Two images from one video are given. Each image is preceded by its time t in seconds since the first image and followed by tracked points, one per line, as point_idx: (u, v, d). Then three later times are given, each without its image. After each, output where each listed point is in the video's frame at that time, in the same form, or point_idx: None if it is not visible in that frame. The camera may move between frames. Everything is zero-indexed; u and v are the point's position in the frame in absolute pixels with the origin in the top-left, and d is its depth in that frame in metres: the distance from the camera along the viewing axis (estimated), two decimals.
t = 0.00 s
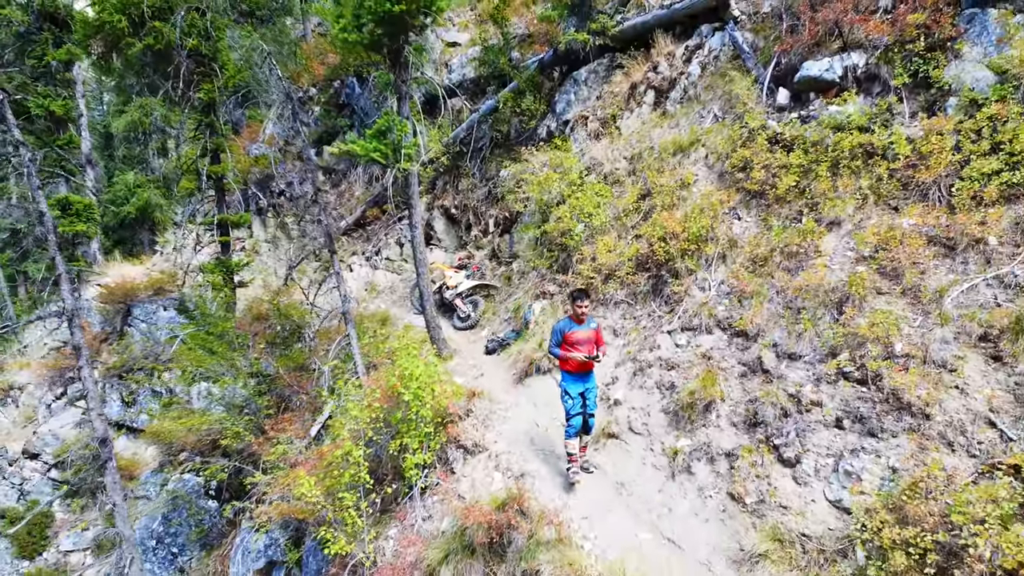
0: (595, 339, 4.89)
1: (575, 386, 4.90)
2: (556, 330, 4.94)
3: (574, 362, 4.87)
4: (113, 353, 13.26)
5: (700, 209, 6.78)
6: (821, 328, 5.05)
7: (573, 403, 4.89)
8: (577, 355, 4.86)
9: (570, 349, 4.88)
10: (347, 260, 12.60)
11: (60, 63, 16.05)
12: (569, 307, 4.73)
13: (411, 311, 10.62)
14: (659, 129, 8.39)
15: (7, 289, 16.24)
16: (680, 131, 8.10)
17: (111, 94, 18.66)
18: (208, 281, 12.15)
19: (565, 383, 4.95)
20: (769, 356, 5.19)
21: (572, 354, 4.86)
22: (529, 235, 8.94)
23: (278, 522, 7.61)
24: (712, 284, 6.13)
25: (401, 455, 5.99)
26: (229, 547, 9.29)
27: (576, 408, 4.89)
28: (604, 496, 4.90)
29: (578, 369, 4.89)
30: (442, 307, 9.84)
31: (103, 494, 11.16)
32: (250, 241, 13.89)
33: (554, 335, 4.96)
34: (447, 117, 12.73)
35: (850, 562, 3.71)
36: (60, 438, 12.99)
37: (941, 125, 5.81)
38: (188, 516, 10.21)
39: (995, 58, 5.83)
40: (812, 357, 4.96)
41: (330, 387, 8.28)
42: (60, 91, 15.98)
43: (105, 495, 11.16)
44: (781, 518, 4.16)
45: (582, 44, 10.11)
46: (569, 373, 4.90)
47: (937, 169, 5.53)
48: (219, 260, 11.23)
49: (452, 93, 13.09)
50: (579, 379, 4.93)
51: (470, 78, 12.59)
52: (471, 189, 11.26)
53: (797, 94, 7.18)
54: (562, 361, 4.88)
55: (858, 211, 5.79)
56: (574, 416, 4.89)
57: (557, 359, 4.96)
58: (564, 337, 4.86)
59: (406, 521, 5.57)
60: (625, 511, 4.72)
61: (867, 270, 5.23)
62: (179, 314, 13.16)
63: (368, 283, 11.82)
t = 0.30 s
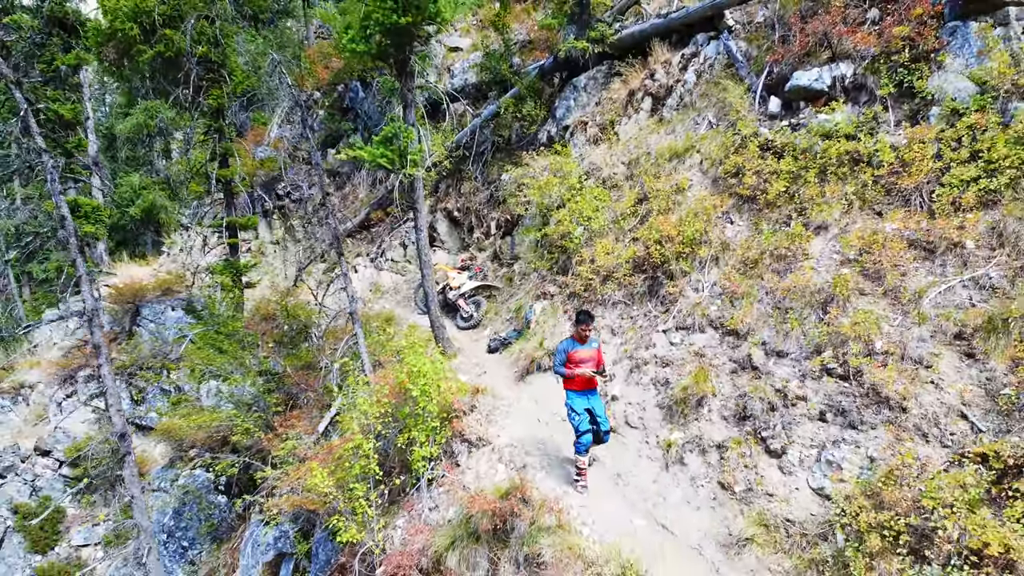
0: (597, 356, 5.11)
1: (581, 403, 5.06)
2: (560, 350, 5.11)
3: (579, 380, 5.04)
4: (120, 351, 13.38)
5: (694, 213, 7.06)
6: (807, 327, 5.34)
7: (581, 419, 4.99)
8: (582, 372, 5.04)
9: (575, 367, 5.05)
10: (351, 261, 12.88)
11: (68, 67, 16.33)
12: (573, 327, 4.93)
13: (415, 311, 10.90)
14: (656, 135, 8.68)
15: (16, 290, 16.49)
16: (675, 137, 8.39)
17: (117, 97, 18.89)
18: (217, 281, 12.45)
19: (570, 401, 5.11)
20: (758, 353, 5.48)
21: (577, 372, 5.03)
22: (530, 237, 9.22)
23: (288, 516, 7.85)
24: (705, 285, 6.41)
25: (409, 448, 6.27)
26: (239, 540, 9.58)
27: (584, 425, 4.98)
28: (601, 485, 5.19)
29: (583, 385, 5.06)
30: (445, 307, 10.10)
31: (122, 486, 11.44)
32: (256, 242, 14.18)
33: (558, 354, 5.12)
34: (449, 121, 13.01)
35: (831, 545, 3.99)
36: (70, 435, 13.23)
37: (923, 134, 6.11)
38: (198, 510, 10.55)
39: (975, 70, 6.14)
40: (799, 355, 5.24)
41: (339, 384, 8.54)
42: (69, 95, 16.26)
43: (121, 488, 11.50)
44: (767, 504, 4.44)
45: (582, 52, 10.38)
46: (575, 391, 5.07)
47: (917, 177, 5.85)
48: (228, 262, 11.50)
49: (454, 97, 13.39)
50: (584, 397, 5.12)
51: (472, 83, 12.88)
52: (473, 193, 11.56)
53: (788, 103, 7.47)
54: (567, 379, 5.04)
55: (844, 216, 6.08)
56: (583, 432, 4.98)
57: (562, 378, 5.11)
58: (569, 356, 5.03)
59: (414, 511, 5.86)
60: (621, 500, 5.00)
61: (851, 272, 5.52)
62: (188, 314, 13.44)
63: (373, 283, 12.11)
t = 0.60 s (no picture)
0: (605, 355, 5.17)
1: (587, 402, 5.14)
2: (568, 349, 5.19)
3: (586, 379, 5.13)
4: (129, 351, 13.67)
5: (689, 217, 7.35)
6: (793, 325, 5.64)
7: (586, 419, 5.10)
8: (589, 371, 5.12)
9: (582, 366, 5.14)
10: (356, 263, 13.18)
11: (76, 72, 16.62)
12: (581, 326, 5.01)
13: (419, 311, 11.19)
14: (653, 140, 8.96)
15: (26, 290, 16.80)
16: (671, 142, 8.67)
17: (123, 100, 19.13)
18: (225, 282, 12.75)
19: (577, 399, 5.19)
20: (747, 351, 5.77)
21: (584, 371, 5.12)
22: (530, 239, 9.50)
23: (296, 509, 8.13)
24: (699, 286, 6.69)
25: (416, 442, 6.54)
26: (247, 534, 9.87)
27: (590, 424, 5.10)
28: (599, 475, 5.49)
29: (589, 384, 5.15)
30: (448, 307, 10.39)
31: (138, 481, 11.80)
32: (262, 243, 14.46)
33: (566, 353, 5.22)
34: (451, 125, 13.31)
35: (813, 529, 4.27)
36: (81, 433, 13.56)
37: (907, 142, 6.41)
38: (208, 504, 10.85)
39: (957, 79, 6.42)
40: (786, 352, 5.53)
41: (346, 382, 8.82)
42: (77, 98, 16.55)
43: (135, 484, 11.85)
44: (754, 492, 4.72)
45: (581, 59, 10.68)
46: (581, 389, 5.16)
47: (900, 183, 6.15)
48: (236, 263, 11.78)
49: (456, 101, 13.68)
50: (590, 396, 5.19)
51: (474, 88, 13.15)
52: (475, 196, 11.87)
53: (780, 110, 7.75)
54: (574, 378, 5.14)
55: (830, 220, 6.37)
56: (587, 431, 5.10)
57: (570, 377, 5.22)
58: (576, 355, 5.11)
59: (420, 502, 6.15)
60: (618, 490, 5.28)
61: (837, 274, 5.81)
62: (195, 315, 13.73)
63: (377, 284, 12.41)
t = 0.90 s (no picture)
0: (614, 361, 5.25)
1: (595, 406, 5.24)
2: (578, 354, 5.28)
3: (595, 384, 5.21)
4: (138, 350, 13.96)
5: (683, 220, 7.63)
6: (780, 324, 5.94)
7: (594, 422, 5.24)
8: (598, 376, 5.21)
9: (592, 371, 5.22)
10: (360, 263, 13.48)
11: (84, 75, 16.90)
12: (591, 332, 5.09)
13: (422, 311, 11.49)
14: (649, 146, 9.25)
15: (35, 290, 17.09)
16: (667, 147, 8.96)
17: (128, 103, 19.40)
18: (233, 283, 13.05)
19: (585, 403, 5.29)
20: (737, 348, 6.06)
21: (593, 376, 5.20)
22: (531, 241, 9.78)
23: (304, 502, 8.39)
24: (691, 286, 6.98)
25: (420, 435, 6.83)
26: (255, 528, 10.16)
27: (598, 427, 5.25)
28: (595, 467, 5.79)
29: (598, 389, 5.23)
30: (450, 307, 10.69)
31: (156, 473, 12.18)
32: (267, 245, 14.74)
33: (576, 358, 5.30)
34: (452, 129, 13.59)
35: (795, 515, 4.56)
36: (90, 430, 13.82)
37: (891, 149, 6.71)
38: (216, 499, 11.17)
39: (940, 88, 6.71)
40: (773, 349, 5.82)
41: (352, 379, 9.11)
42: (85, 102, 16.85)
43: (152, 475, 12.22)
44: (742, 482, 5.00)
45: (580, 66, 10.97)
46: (590, 394, 5.24)
47: (883, 189, 6.46)
48: (243, 264, 12.07)
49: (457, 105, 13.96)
50: (599, 401, 5.28)
51: (475, 92, 13.44)
52: (477, 198, 12.18)
53: (770, 117, 8.04)
54: (584, 383, 5.22)
55: (817, 223, 6.67)
56: (595, 433, 5.27)
57: (579, 381, 5.29)
58: (586, 360, 5.20)
59: (425, 492, 6.44)
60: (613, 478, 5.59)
61: (822, 275, 6.10)
62: (202, 314, 14.03)
63: (380, 284, 12.71)
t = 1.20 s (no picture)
0: (616, 360, 5.32)
1: (599, 403, 5.32)
2: (581, 353, 5.39)
3: (597, 382, 5.28)
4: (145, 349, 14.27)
5: (676, 223, 7.90)
6: (767, 323, 6.23)
7: (599, 419, 5.31)
8: (600, 375, 5.28)
9: (594, 370, 5.30)
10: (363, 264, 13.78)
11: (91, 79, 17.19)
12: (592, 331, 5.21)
13: (424, 311, 11.77)
14: (644, 150, 9.54)
15: (43, 290, 17.38)
16: (662, 152, 9.24)
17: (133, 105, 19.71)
18: (239, 283, 13.35)
19: (590, 401, 5.38)
20: (727, 346, 6.34)
21: (596, 374, 5.27)
22: (530, 242, 10.06)
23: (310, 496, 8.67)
24: (684, 287, 7.26)
25: (424, 429, 7.12)
26: (262, 521, 10.46)
27: (602, 424, 5.33)
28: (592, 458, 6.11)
29: (601, 388, 5.29)
30: (451, 307, 10.98)
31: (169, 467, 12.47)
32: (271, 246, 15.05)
33: (580, 357, 5.42)
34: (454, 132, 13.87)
35: (779, 503, 4.84)
36: (99, 427, 14.14)
37: (876, 155, 7.00)
38: (224, 494, 11.50)
39: (923, 97, 7.00)
40: (761, 347, 6.11)
41: (357, 376, 9.41)
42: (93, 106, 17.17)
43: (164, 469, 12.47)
44: (729, 471, 5.29)
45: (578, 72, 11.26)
46: (594, 392, 5.32)
47: (867, 193, 6.75)
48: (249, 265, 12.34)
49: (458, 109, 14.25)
50: (603, 398, 5.34)
51: (476, 96, 13.73)
52: (478, 200, 12.48)
53: (762, 123, 8.32)
54: (587, 381, 5.31)
55: (805, 226, 6.95)
56: (601, 430, 5.33)
57: (583, 380, 5.39)
58: (588, 359, 5.30)
59: (428, 484, 6.73)
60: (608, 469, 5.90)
61: (809, 276, 6.38)
62: (208, 314, 14.32)
63: (383, 285, 13.02)
